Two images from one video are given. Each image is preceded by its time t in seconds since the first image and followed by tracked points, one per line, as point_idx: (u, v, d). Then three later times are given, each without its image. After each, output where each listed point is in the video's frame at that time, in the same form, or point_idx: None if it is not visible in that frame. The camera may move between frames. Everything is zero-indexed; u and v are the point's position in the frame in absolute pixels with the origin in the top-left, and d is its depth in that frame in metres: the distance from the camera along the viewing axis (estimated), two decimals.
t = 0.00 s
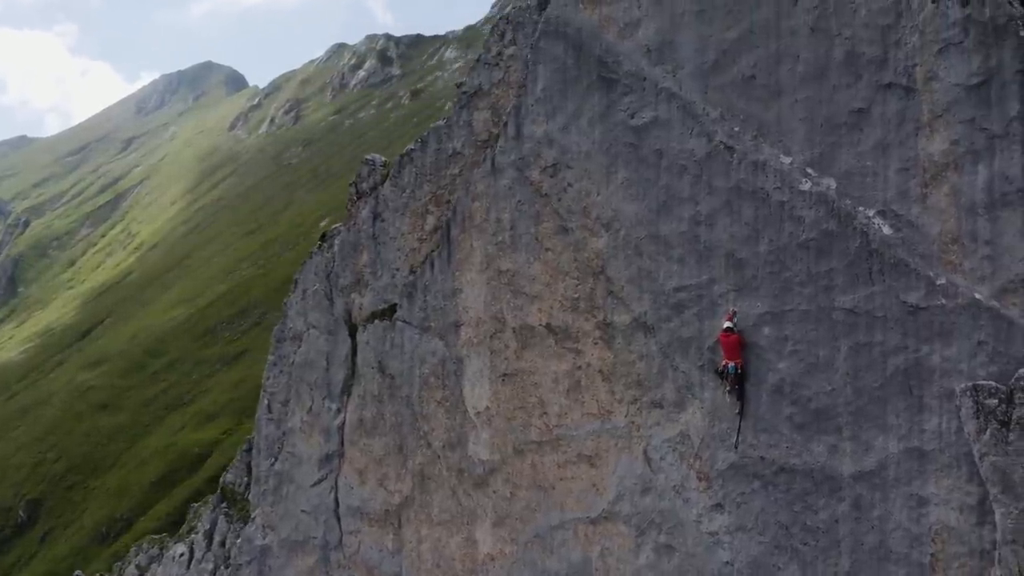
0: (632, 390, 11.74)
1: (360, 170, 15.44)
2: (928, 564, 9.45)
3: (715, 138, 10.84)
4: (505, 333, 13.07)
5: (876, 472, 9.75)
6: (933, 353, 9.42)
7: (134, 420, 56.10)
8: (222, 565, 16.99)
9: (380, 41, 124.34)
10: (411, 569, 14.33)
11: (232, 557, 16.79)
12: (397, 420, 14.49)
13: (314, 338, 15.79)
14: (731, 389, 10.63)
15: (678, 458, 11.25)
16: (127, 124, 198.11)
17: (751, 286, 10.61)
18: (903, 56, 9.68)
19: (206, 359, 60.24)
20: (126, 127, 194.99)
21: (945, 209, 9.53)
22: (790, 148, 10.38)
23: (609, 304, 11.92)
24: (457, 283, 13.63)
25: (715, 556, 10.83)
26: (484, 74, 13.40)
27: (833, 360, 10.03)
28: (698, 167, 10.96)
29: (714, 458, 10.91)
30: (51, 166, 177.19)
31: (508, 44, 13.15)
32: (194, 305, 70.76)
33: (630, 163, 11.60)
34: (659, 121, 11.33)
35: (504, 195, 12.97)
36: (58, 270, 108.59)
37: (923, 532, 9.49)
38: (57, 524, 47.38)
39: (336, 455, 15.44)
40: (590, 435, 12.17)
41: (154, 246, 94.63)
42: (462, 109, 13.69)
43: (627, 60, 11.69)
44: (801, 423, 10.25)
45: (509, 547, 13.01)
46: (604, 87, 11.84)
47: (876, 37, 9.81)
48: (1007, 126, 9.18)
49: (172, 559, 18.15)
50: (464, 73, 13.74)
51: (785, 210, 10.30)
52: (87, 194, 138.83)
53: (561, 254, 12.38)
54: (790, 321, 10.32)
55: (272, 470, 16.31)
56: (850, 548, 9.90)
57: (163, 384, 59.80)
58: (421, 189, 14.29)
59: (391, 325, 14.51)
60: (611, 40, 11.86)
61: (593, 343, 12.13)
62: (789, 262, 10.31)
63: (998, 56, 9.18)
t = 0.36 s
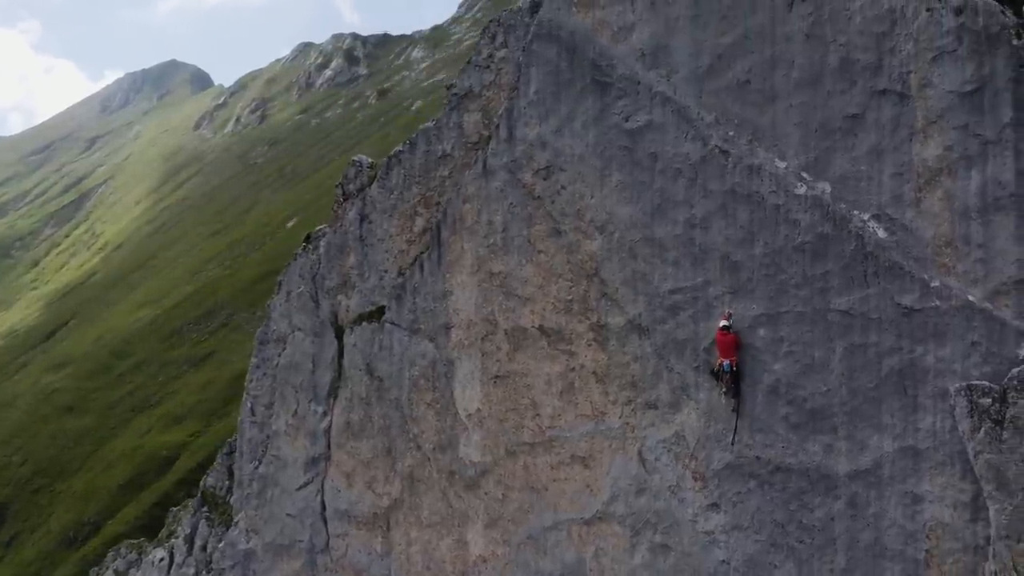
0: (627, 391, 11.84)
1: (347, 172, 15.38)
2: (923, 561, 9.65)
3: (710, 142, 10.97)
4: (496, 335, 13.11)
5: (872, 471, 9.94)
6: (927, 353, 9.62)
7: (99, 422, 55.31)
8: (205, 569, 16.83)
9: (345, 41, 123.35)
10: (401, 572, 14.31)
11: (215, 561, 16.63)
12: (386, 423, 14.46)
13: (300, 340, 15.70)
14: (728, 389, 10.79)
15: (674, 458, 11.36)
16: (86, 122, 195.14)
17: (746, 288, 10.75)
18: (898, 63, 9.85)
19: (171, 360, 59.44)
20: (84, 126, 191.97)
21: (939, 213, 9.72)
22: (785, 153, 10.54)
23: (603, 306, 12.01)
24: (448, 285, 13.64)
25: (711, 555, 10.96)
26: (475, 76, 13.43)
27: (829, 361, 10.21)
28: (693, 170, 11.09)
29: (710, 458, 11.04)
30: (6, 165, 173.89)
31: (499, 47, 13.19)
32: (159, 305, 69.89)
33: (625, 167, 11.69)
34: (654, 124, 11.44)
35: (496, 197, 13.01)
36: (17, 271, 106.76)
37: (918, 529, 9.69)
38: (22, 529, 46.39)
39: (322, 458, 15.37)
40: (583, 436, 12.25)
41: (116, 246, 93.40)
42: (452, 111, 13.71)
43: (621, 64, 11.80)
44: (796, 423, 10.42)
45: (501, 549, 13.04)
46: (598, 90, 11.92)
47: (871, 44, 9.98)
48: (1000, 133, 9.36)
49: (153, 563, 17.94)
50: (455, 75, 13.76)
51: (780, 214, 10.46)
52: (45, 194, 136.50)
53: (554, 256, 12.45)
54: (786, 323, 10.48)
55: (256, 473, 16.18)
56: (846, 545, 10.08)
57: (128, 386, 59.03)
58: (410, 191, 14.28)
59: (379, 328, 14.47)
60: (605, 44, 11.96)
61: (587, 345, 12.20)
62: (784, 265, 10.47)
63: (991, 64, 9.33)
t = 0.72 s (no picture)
0: (621, 393, 11.94)
1: (333, 173, 15.30)
2: (917, 557, 9.86)
3: (705, 146, 11.11)
4: (488, 337, 13.14)
5: (866, 469, 10.14)
6: (920, 354, 9.83)
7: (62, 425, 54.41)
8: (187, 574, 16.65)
9: (312, 41, 122.43)
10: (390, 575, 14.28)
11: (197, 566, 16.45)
12: (375, 425, 14.42)
13: (286, 342, 15.59)
14: (723, 388, 10.94)
15: (669, 459, 11.48)
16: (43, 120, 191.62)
17: (742, 290, 10.90)
18: (892, 69, 10.06)
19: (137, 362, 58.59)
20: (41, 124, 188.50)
21: (932, 217, 9.94)
22: (780, 157, 10.71)
23: (597, 308, 12.10)
24: (439, 287, 13.64)
25: (707, 554, 11.09)
26: (466, 78, 13.45)
27: (823, 362, 10.39)
28: (688, 174, 11.22)
29: (705, 458, 11.18)
30: None
31: (490, 49, 13.22)
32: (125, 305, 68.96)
33: (619, 169, 11.79)
34: (648, 128, 11.55)
35: (487, 199, 13.04)
36: None
37: (912, 525, 9.89)
38: None
39: (309, 460, 15.29)
40: (577, 437, 12.33)
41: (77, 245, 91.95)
42: (442, 112, 13.71)
43: (615, 68, 11.90)
44: (792, 423, 10.59)
45: (493, 550, 13.07)
46: (592, 94, 12.01)
47: (865, 51, 10.17)
48: (992, 139, 9.60)
49: (132, 568, 17.71)
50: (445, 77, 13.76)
51: (775, 217, 10.62)
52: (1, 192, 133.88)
53: (547, 258, 12.51)
54: (780, 324, 10.65)
55: (240, 477, 16.03)
56: (841, 543, 10.27)
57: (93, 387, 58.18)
58: (399, 193, 14.25)
59: (368, 329, 14.43)
60: (599, 47, 12.05)
61: (581, 346, 12.28)
62: (779, 267, 10.64)
63: (984, 71, 9.59)
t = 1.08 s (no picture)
0: (617, 394, 12.04)
1: (322, 174, 15.24)
2: (913, 553, 10.08)
3: (702, 150, 11.26)
4: (482, 339, 13.18)
5: (862, 468, 10.34)
6: (916, 355, 10.05)
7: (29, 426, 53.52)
8: None
9: (279, 41, 121.54)
10: None
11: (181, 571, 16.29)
12: (365, 427, 14.39)
13: (273, 344, 15.49)
14: (721, 388, 11.09)
15: (665, 459, 11.61)
16: None
17: (738, 292, 11.06)
18: (887, 76, 10.25)
19: (103, 364, 57.73)
20: None
21: (927, 221, 10.12)
22: (776, 161, 10.88)
23: (593, 310, 12.19)
24: (431, 289, 13.65)
25: (704, 553, 11.24)
26: (459, 80, 13.47)
27: (820, 363, 10.58)
28: (685, 177, 11.36)
29: (702, 459, 11.32)
30: None
31: (484, 52, 13.26)
32: (92, 305, 68.09)
33: (615, 173, 11.89)
34: (644, 132, 11.67)
35: (481, 202, 13.08)
36: None
37: (907, 522, 10.11)
38: None
39: (298, 464, 15.22)
40: (573, 438, 12.42)
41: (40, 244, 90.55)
42: (434, 115, 13.73)
43: (611, 71, 12.00)
44: (788, 423, 10.76)
45: (487, 551, 13.11)
46: (588, 97, 12.10)
47: (861, 58, 10.37)
48: (985, 145, 9.80)
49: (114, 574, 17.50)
50: (437, 79, 13.78)
51: (772, 220, 10.79)
52: None
53: (542, 260, 12.58)
54: (777, 326, 10.82)
55: (226, 480, 15.90)
56: (838, 540, 10.46)
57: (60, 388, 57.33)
58: (389, 195, 14.24)
59: (358, 332, 14.39)
60: (595, 51, 12.15)
61: (576, 348, 12.37)
62: (776, 270, 10.80)
63: (978, 79, 9.79)
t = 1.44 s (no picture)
0: (614, 395, 12.15)
1: (312, 176, 15.17)
2: (909, 549, 10.31)
3: (699, 154, 11.41)
4: (477, 341, 13.24)
5: (859, 466, 10.55)
6: (911, 355, 10.27)
7: None
8: None
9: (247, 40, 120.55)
10: None
11: None
12: (357, 430, 14.38)
13: (262, 347, 15.40)
14: (718, 389, 11.25)
15: (663, 459, 11.75)
16: None
17: (736, 294, 11.22)
18: (883, 83, 10.46)
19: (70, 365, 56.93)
20: None
21: (922, 225, 10.33)
22: (773, 165, 11.06)
23: (590, 312, 12.29)
24: (425, 291, 13.67)
25: (702, 551, 11.38)
26: (452, 82, 13.51)
27: (817, 363, 10.77)
28: (682, 181, 11.50)
29: (700, 458, 11.47)
30: None
31: (478, 54, 13.30)
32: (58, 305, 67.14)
33: (612, 176, 12.01)
34: (642, 135, 11.80)
35: (476, 204, 13.12)
36: None
37: (903, 519, 10.33)
38: None
39: (287, 467, 15.14)
40: (570, 439, 12.51)
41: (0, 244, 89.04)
42: (428, 117, 13.75)
43: (607, 75, 12.11)
44: (786, 423, 10.95)
45: (483, 553, 13.16)
46: (584, 101, 12.20)
47: (857, 64, 10.57)
48: (979, 151, 10.02)
49: None
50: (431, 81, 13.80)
51: (769, 223, 10.97)
52: None
53: (538, 263, 12.66)
54: (774, 327, 11.00)
55: (213, 484, 15.79)
56: (835, 537, 10.66)
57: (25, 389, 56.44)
58: (381, 197, 14.23)
59: (350, 334, 14.36)
60: (591, 55, 12.25)
61: (573, 350, 12.47)
62: (773, 272, 10.99)
63: (972, 86, 10.00)
